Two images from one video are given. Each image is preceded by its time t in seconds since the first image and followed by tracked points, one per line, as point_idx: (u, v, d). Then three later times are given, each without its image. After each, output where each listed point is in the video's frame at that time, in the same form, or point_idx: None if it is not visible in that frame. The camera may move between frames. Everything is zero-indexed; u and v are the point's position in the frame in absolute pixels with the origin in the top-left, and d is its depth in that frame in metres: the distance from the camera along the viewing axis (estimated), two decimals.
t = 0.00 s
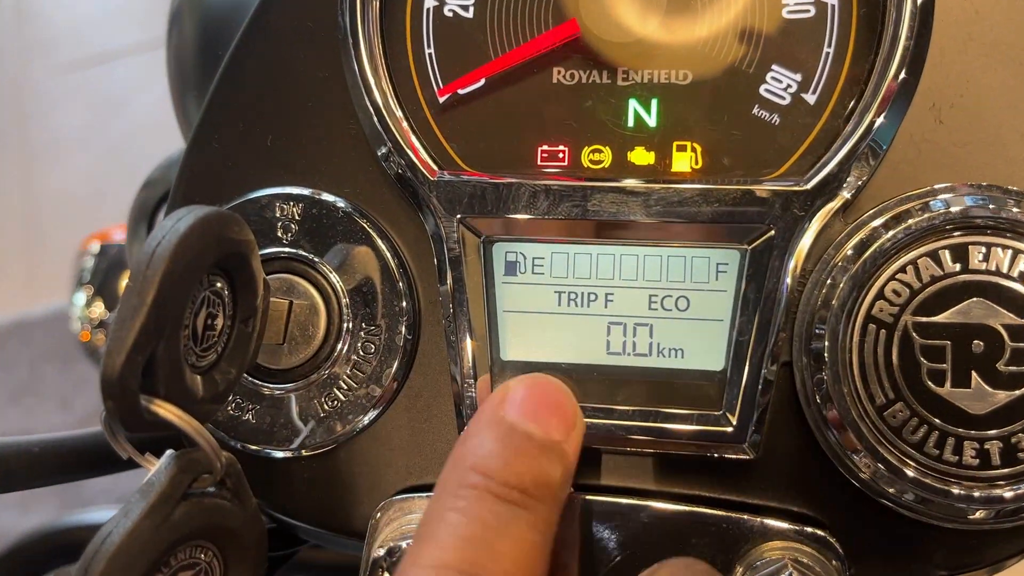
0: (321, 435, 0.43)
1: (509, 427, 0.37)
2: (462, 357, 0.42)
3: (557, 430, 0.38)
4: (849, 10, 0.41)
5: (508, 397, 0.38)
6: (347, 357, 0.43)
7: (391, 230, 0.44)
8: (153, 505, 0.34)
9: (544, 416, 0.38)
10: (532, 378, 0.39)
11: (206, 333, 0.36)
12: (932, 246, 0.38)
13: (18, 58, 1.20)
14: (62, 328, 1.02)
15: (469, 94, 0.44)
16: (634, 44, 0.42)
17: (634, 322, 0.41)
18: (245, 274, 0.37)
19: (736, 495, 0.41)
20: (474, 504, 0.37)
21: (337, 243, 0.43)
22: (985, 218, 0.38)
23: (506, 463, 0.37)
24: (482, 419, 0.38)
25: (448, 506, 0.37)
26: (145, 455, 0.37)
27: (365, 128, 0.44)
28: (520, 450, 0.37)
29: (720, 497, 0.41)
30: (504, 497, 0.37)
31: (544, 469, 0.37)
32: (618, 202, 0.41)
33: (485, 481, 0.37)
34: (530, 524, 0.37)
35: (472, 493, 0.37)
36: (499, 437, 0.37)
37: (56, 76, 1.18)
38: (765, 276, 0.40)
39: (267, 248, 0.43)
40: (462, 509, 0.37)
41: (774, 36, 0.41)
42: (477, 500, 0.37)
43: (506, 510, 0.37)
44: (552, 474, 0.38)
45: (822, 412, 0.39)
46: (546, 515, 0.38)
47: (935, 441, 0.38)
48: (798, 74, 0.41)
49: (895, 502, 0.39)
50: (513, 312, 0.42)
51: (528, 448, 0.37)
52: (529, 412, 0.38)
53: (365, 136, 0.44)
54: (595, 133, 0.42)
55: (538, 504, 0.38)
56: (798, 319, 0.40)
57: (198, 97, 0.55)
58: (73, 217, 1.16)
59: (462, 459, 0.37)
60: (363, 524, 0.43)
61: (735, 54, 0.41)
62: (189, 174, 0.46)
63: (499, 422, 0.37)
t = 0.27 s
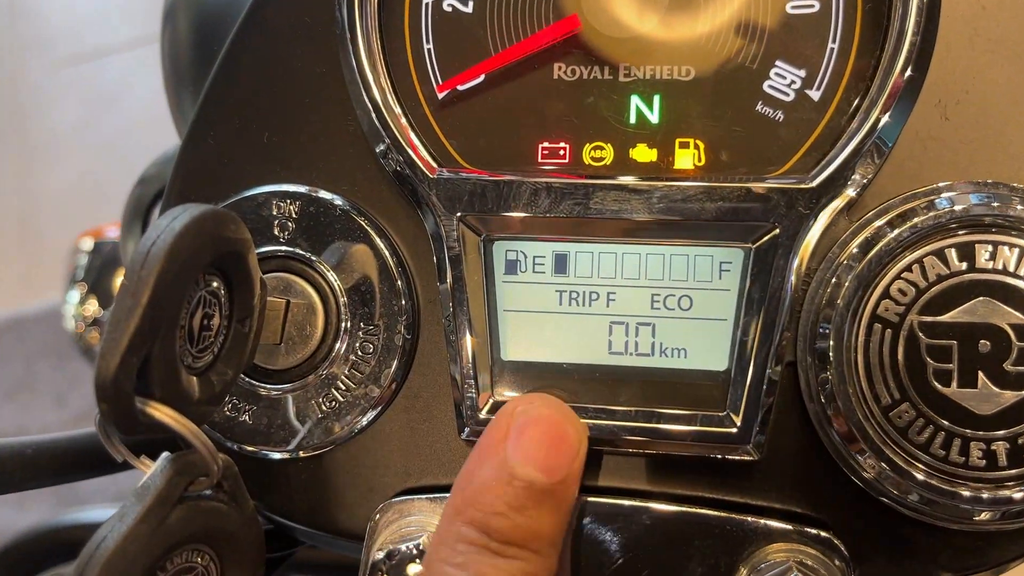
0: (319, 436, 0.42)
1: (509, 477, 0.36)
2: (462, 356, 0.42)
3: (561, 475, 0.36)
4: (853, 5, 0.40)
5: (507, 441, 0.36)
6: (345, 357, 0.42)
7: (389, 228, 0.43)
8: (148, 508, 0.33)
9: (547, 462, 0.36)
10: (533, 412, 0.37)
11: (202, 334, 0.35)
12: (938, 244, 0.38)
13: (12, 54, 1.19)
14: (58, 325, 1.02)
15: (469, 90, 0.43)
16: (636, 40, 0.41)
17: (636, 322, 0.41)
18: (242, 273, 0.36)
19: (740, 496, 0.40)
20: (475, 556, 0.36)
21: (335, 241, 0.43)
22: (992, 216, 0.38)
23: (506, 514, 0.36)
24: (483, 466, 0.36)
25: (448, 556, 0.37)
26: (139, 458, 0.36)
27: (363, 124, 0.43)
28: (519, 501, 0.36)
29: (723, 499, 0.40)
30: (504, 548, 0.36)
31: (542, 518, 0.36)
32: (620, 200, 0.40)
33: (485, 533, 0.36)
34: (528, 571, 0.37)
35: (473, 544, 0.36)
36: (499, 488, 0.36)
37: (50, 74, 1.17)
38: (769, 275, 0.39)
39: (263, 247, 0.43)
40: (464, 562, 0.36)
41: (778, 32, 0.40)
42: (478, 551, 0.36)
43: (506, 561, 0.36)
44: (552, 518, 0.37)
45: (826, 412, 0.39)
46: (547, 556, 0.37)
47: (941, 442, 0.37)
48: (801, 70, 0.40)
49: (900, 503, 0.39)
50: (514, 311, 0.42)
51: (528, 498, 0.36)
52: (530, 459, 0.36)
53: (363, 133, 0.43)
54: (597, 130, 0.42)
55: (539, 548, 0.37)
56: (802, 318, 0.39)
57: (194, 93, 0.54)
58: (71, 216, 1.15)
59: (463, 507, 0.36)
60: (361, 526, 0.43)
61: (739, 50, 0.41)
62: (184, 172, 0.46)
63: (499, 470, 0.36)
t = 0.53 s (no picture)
0: (318, 434, 0.42)
1: (513, 473, 0.35)
2: (463, 352, 0.41)
3: (565, 472, 0.36)
4: None
5: (511, 437, 0.36)
6: (344, 353, 0.41)
7: (389, 222, 0.42)
8: (144, 507, 0.32)
9: (550, 457, 0.35)
10: (540, 408, 0.37)
11: (199, 330, 0.34)
12: (948, 238, 0.37)
13: (5, 48, 1.17)
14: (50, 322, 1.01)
15: (470, 82, 0.42)
16: (640, 30, 0.41)
17: (641, 317, 0.40)
18: (239, 267, 0.35)
19: (746, 493, 0.40)
20: (480, 553, 0.35)
21: (333, 235, 0.42)
22: (1003, 210, 0.37)
23: (510, 510, 0.35)
24: (486, 462, 0.36)
25: (451, 552, 0.36)
26: (134, 455, 0.36)
27: (362, 117, 0.42)
28: (523, 497, 0.35)
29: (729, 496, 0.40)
30: (509, 544, 0.35)
31: (547, 514, 0.36)
32: (625, 193, 0.39)
33: (489, 528, 0.35)
34: (533, 569, 0.36)
35: (477, 541, 0.35)
36: (503, 483, 0.35)
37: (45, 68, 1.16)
38: (776, 270, 0.39)
39: (261, 241, 0.42)
40: (469, 557, 0.35)
41: (785, 22, 0.40)
42: (482, 548, 0.35)
43: (511, 559, 0.35)
44: (556, 515, 0.36)
45: (834, 409, 0.38)
46: (551, 555, 0.37)
47: (950, 439, 0.37)
48: (808, 62, 0.40)
49: (908, 501, 0.38)
50: (516, 306, 0.41)
51: (532, 494, 0.35)
52: (534, 454, 0.35)
53: (362, 125, 0.43)
54: (600, 122, 0.41)
55: (543, 547, 0.36)
56: (809, 313, 0.39)
57: (189, 84, 0.53)
58: (66, 210, 1.14)
59: (466, 502, 0.36)
60: (361, 525, 0.42)
61: (745, 41, 0.40)
62: (180, 164, 0.45)
63: (502, 466, 0.35)
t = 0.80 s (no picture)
0: (312, 435, 0.41)
1: (502, 476, 0.35)
2: (457, 353, 0.41)
3: (554, 476, 0.35)
4: None
5: (502, 440, 0.36)
6: (338, 354, 0.41)
7: (383, 223, 0.42)
8: (136, 511, 0.32)
9: (540, 461, 0.35)
10: (531, 412, 0.36)
11: (191, 332, 0.34)
12: (943, 239, 0.37)
13: None
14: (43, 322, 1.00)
15: (464, 82, 0.42)
16: (635, 30, 0.41)
17: (636, 318, 0.40)
18: (232, 269, 0.35)
19: (740, 495, 0.40)
20: (465, 555, 0.35)
21: (327, 236, 0.42)
22: (997, 211, 0.37)
23: (498, 513, 0.35)
24: (475, 465, 0.36)
25: (439, 554, 0.36)
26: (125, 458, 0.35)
27: (356, 117, 0.42)
28: (511, 501, 0.35)
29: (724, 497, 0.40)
30: (496, 547, 0.35)
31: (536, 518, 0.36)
32: (620, 194, 0.39)
33: (477, 531, 0.35)
34: (519, 572, 0.36)
35: (464, 543, 0.35)
36: (491, 487, 0.35)
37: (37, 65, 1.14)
38: (772, 271, 0.39)
39: (254, 242, 0.42)
40: (455, 560, 0.35)
41: (780, 23, 0.40)
42: (469, 550, 0.35)
43: (497, 562, 0.35)
44: (544, 520, 0.36)
45: (829, 411, 0.38)
46: (539, 558, 0.36)
47: (945, 441, 0.37)
48: (804, 63, 0.40)
49: (903, 502, 0.38)
50: (511, 307, 0.41)
51: (520, 498, 0.35)
52: (524, 458, 0.35)
53: (356, 125, 0.42)
54: (595, 122, 0.41)
55: (531, 550, 0.36)
56: (804, 315, 0.39)
57: (183, 82, 0.53)
58: (60, 209, 1.14)
59: (454, 505, 0.36)
60: (355, 526, 0.42)
61: (740, 42, 0.40)
62: (173, 164, 0.45)
63: (491, 469, 0.35)
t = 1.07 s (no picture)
0: (309, 428, 0.41)
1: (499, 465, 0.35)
2: (456, 346, 0.41)
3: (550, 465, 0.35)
4: None
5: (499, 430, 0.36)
6: (336, 347, 0.41)
7: (381, 215, 0.42)
8: (134, 501, 0.32)
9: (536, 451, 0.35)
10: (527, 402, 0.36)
11: (189, 322, 0.34)
12: (942, 231, 0.37)
13: None
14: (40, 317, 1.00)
15: (463, 74, 0.42)
16: (634, 23, 0.41)
17: (634, 311, 0.40)
18: (230, 260, 0.35)
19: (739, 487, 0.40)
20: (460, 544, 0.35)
21: (325, 229, 0.42)
22: (996, 203, 0.37)
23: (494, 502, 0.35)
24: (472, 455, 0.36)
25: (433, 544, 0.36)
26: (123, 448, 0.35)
27: (355, 109, 0.42)
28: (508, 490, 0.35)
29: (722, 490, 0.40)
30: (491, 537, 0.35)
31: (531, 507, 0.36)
32: (619, 185, 0.39)
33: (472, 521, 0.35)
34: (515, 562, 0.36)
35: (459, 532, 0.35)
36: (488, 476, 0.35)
37: (34, 61, 1.14)
38: (770, 263, 0.39)
39: (252, 234, 0.42)
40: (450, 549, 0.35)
41: (779, 15, 0.40)
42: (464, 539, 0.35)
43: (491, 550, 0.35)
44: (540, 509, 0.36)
45: (827, 403, 0.38)
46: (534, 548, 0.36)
47: (943, 432, 0.37)
48: (802, 55, 0.40)
49: (901, 494, 0.38)
50: (509, 299, 0.41)
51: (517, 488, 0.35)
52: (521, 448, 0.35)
53: (354, 117, 0.42)
54: (594, 114, 0.41)
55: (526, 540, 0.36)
56: (803, 307, 0.39)
57: (179, 78, 0.53)
58: (56, 205, 1.13)
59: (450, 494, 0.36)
60: (353, 519, 0.42)
61: (739, 34, 0.40)
62: (171, 157, 0.44)
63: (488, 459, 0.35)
